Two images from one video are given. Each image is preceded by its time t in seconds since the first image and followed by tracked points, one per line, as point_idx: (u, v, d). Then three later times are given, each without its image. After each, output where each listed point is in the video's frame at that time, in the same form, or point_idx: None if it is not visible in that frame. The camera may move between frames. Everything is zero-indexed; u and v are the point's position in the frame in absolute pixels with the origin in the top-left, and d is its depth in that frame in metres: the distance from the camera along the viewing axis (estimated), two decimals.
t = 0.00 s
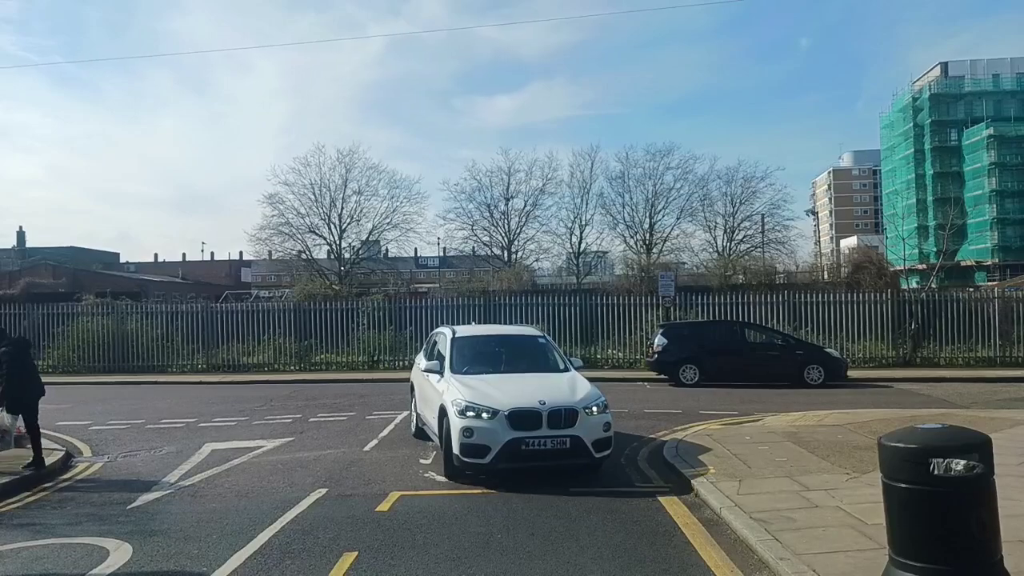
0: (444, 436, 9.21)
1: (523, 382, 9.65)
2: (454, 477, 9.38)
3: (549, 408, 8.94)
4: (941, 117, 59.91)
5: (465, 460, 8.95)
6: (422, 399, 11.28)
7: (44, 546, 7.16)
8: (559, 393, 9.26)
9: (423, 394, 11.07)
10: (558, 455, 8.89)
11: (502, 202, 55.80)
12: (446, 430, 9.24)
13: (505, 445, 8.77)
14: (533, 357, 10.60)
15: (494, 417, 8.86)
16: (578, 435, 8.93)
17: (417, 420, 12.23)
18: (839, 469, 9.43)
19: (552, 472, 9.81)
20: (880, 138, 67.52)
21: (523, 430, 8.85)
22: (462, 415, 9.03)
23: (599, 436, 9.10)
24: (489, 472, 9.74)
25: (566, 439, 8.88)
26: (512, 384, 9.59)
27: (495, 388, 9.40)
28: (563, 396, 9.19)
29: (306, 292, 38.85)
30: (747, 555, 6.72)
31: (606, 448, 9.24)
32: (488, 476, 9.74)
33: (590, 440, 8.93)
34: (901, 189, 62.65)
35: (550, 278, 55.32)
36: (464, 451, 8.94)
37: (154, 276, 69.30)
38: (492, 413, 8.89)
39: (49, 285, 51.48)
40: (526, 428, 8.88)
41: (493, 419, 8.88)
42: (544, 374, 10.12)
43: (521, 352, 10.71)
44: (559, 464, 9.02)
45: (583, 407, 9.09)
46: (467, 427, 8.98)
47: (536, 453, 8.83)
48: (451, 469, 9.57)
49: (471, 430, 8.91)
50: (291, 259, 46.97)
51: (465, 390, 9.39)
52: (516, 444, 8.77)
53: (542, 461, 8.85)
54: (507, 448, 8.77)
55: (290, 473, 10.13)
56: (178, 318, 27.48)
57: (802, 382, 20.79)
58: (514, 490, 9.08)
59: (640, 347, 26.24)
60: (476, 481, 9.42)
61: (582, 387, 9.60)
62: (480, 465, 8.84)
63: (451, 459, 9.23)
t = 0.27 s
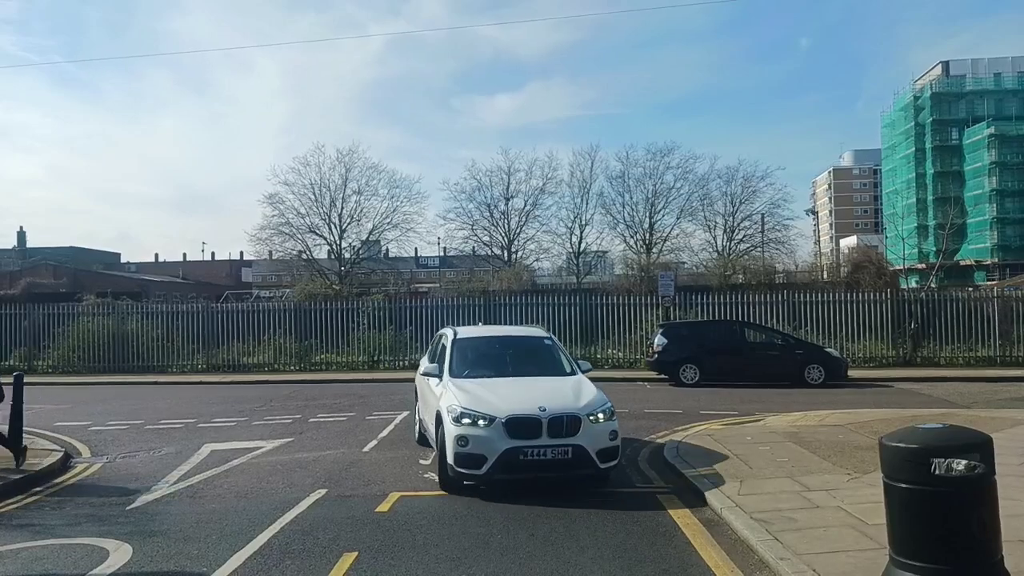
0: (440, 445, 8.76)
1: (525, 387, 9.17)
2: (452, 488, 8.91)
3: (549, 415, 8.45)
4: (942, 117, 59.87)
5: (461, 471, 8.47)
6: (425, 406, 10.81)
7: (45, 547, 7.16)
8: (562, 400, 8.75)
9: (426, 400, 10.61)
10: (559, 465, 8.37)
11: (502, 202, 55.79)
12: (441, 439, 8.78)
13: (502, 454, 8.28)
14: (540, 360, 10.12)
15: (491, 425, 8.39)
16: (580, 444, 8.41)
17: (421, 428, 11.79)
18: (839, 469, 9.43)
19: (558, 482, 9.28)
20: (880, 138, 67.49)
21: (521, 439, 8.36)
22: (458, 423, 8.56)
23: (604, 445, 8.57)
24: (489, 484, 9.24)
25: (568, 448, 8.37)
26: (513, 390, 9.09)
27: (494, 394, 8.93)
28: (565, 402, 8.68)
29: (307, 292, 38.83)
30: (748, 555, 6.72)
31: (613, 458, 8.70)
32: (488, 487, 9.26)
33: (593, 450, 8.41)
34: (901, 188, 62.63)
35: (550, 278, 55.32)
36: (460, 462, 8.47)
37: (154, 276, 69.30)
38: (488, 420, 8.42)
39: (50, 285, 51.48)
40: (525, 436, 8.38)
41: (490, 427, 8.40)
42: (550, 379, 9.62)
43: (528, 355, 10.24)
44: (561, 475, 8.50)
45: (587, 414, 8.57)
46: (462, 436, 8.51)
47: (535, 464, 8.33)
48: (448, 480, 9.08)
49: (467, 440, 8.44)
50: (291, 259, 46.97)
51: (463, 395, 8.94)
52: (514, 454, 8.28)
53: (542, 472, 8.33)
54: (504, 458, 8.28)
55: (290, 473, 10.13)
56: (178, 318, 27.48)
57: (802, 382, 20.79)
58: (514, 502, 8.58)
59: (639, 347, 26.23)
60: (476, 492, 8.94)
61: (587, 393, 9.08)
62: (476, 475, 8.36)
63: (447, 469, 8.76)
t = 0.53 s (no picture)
0: (431, 454, 8.29)
1: (524, 391, 8.67)
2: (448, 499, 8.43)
3: (546, 422, 7.94)
4: (941, 116, 59.86)
5: (453, 482, 8.00)
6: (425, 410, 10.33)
7: (44, 546, 7.17)
8: (561, 405, 8.25)
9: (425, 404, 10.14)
10: (557, 476, 7.86)
11: (502, 201, 55.81)
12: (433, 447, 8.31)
13: (497, 464, 7.79)
14: (542, 362, 9.57)
15: (484, 432, 7.91)
16: (581, 453, 7.89)
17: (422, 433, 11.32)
18: (839, 469, 9.43)
19: (560, 492, 8.76)
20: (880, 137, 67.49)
21: (516, 447, 7.86)
22: (449, 430, 8.09)
23: (606, 454, 8.04)
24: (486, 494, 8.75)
25: (567, 457, 7.85)
26: (510, 395, 8.59)
27: (490, 399, 8.44)
28: (565, 408, 8.17)
29: (307, 292, 38.83)
30: (747, 554, 6.72)
31: (617, 467, 8.16)
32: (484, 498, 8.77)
33: (593, 459, 7.89)
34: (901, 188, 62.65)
35: (550, 277, 55.35)
36: (451, 472, 8.00)
37: (154, 276, 69.34)
38: (482, 427, 7.94)
39: (50, 285, 51.49)
40: (521, 445, 7.88)
41: (484, 434, 7.92)
42: (552, 382, 9.11)
43: (532, 357, 9.70)
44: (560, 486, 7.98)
45: (587, 420, 8.05)
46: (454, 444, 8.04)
47: (531, 474, 7.82)
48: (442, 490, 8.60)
49: (459, 448, 7.97)
50: (291, 258, 46.99)
51: (457, 400, 8.47)
52: (509, 463, 7.79)
53: (539, 483, 7.82)
54: (499, 467, 7.79)
55: (290, 473, 10.14)
56: (178, 318, 27.49)
57: (802, 382, 20.80)
58: (511, 514, 8.08)
59: (639, 346, 26.24)
60: (472, 503, 8.45)
61: (589, 397, 8.57)
62: (469, 486, 7.87)
63: (439, 479, 8.28)
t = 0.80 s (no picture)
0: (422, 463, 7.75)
1: (523, 395, 8.10)
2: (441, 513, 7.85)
3: (543, 429, 7.36)
4: (941, 117, 59.84)
5: (445, 492, 7.45)
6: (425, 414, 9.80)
7: (45, 546, 7.17)
8: (561, 410, 7.67)
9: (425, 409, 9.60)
10: (555, 487, 7.26)
11: (502, 202, 55.81)
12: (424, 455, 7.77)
13: (490, 473, 7.22)
14: (547, 366, 8.98)
15: (477, 439, 7.36)
16: (581, 462, 7.29)
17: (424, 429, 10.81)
18: (840, 469, 9.42)
19: (562, 507, 8.15)
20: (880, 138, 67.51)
21: (512, 455, 7.29)
22: (441, 437, 7.55)
23: (609, 464, 7.43)
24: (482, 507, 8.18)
25: (566, 467, 7.26)
26: (508, 398, 8.03)
27: (486, 404, 7.88)
28: (565, 413, 7.59)
29: (307, 292, 38.83)
30: (748, 555, 6.72)
31: (621, 479, 7.55)
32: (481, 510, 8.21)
33: (594, 469, 7.29)
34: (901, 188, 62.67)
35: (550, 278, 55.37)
36: (443, 481, 7.45)
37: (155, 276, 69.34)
38: (475, 433, 7.38)
39: (50, 285, 51.47)
40: (517, 453, 7.31)
41: (477, 441, 7.36)
42: (554, 386, 8.53)
43: (535, 359, 9.18)
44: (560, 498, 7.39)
45: (588, 427, 7.46)
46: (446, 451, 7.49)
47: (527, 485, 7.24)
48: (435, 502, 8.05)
49: (450, 456, 7.42)
50: (291, 259, 47.00)
51: (451, 405, 7.93)
52: (503, 473, 7.21)
53: (535, 494, 7.23)
54: (492, 477, 7.22)
55: (290, 473, 10.13)
56: (178, 318, 27.49)
57: (802, 382, 20.80)
58: (507, 530, 7.49)
59: (639, 346, 26.25)
60: (467, 517, 7.87)
61: (593, 403, 7.98)
62: (460, 497, 7.32)
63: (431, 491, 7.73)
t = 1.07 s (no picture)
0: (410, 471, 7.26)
1: (520, 401, 7.57)
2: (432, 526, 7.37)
3: (538, 436, 6.84)
4: (941, 117, 59.86)
5: (433, 504, 6.95)
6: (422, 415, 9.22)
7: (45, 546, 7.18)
8: (558, 415, 7.15)
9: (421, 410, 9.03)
10: (550, 499, 6.74)
11: (502, 201, 55.83)
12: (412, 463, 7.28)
13: (480, 483, 6.72)
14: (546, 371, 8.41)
15: (467, 446, 6.86)
16: (579, 473, 6.76)
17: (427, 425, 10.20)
18: (839, 469, 9.44)
19: (561, 519, 7.67)
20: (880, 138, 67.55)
21: (504, 465, 6.79)
22: (430, 444, 7.05)
23: (609, 474, 6.90)
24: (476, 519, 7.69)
25: (562, 478, 6.75)
26: (502, 403, 7.52)
27: (479, 409, 7.36)
28: (562, 419, 7.07)
29: (307, 292, 38.85)
30: (747, 555, 6.73)
31: (623, 490, 7.01)
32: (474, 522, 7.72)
33: (592, 479, 6.77)
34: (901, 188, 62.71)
35: (550, 277, 55.38)
36: (431, 492, 6.95)
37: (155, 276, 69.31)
38: (465, 440, 6.89)
39: (50, 285, 51.43)
40: (509, 462, 6.80)
41: (467, 449, 6.86)
42: (555, 390, 7.99)
43: (536, 361, 8.64)
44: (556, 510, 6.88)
45: (587, 434, 6.94)
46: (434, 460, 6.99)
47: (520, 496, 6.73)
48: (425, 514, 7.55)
49: (439, 465, 6.92)
50: (291, 258, 47.01)
51: (443, 410, 7.42)
52: (494, 483, 6.71)
53: (529, 507, 6.72)
54: (483, 487, 6.72)
55: (290, 473, 10.14)
56: (178, 318, 27.47)
57: (802, 382, 20.82)
58: (500, 544, 6.99)
59: (640, 346, 26.26)
60: (460, 530, 7.38)
61: (594, 408, 7.45)
62: (449, 509, 6.82)
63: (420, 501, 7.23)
